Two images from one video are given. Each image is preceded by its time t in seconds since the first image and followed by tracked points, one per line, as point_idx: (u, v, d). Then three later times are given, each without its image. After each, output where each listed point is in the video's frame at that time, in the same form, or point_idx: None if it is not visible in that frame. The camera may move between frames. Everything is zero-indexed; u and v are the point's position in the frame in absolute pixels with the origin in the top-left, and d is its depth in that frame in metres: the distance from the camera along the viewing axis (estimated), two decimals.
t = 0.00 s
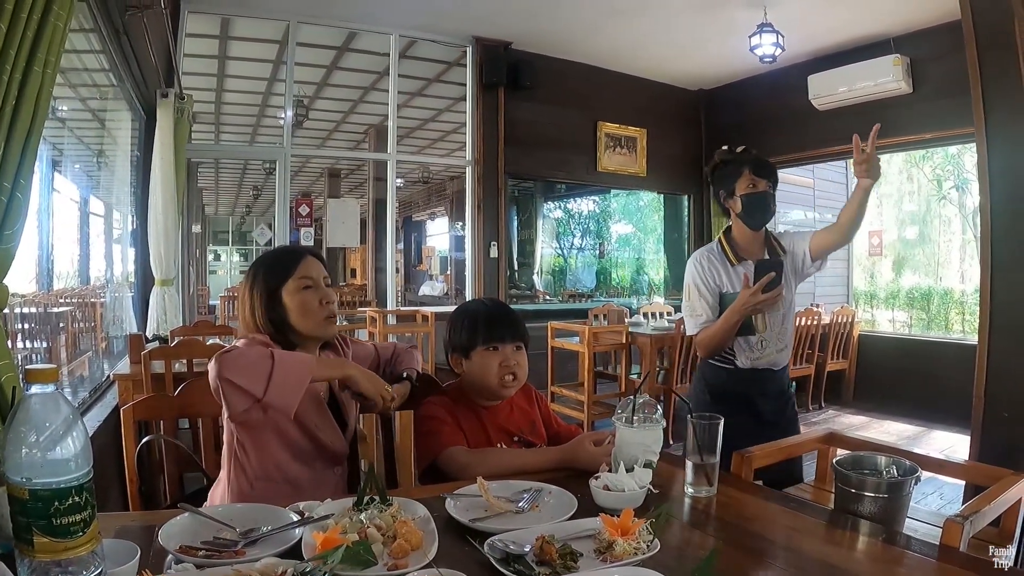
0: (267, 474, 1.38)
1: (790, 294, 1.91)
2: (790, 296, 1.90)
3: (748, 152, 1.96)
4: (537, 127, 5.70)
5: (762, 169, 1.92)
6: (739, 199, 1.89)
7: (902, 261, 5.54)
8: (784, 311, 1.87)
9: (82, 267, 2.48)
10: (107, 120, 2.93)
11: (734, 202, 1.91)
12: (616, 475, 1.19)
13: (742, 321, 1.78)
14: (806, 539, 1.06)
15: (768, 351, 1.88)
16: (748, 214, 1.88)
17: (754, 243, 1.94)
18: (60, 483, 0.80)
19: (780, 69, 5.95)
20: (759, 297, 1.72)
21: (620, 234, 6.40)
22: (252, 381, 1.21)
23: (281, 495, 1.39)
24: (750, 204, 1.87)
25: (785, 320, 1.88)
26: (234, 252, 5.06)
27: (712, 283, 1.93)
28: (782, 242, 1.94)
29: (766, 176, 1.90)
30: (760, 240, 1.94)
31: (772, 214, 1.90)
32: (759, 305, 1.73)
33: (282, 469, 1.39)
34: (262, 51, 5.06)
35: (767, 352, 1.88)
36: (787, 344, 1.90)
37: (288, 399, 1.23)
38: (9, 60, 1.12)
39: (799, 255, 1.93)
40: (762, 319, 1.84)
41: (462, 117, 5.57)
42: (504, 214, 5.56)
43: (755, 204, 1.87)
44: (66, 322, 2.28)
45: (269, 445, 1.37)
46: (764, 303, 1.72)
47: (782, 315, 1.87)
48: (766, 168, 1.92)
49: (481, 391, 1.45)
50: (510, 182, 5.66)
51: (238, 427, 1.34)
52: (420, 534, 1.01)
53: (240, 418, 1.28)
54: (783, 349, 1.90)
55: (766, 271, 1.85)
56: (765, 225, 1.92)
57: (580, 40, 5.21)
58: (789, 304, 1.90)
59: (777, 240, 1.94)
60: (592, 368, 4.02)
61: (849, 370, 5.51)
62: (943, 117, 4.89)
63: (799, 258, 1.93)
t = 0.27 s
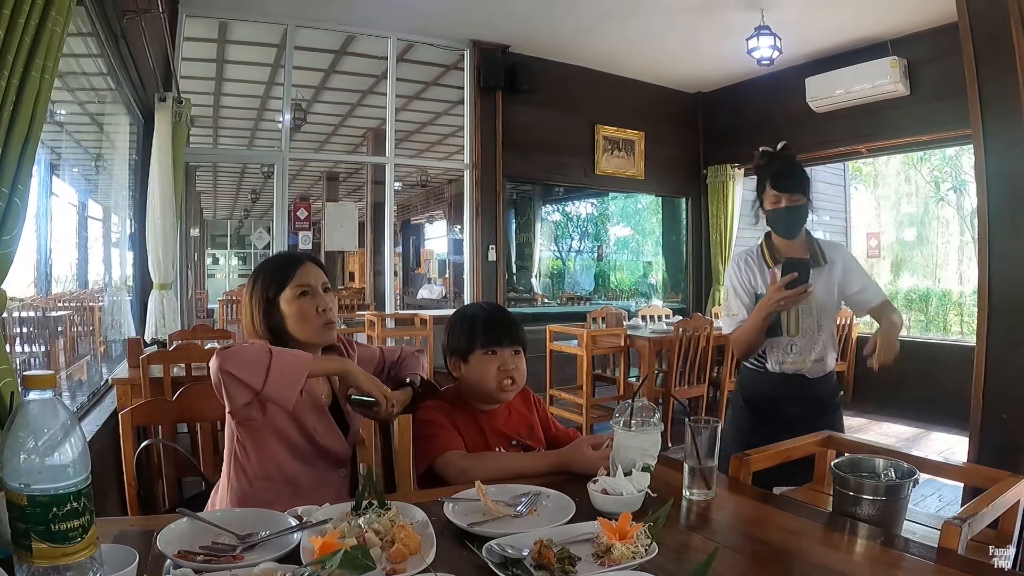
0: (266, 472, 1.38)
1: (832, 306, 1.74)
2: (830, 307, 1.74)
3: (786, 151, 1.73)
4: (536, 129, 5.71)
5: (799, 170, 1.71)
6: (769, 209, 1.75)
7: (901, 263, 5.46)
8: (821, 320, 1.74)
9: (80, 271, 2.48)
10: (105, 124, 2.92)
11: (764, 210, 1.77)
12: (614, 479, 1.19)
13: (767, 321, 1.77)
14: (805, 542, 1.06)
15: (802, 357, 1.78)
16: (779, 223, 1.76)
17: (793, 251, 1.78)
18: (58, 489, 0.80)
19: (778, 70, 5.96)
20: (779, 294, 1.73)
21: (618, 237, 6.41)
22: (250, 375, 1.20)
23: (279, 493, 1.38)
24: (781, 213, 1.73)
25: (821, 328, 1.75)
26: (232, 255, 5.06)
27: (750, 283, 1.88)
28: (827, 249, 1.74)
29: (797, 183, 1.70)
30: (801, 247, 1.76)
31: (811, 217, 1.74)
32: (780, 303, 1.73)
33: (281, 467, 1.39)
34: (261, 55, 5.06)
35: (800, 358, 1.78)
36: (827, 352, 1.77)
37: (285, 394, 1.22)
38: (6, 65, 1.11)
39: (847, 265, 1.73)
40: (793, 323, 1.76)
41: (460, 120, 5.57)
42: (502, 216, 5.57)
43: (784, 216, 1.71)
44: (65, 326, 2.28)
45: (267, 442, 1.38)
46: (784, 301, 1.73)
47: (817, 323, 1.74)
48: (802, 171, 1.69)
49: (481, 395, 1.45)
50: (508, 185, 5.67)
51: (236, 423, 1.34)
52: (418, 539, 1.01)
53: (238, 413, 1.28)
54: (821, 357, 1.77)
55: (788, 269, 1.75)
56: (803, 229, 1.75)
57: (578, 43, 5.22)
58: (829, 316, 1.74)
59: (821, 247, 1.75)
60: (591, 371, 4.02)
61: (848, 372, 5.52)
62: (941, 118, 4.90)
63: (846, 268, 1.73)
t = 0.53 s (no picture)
0: (261, 472, 1.38)
1: (857, 314, 1.88)
2: (856, 315, 1.88)
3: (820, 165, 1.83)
4: (534, 132, 5.71)
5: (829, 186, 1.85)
6: (797, 220, 1.91)
7: (899, 264, 5.49)
8: (847, 326, 1.88)
9: (79, 276, 2.48)
10: (104, 130, 2.93)
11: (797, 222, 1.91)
12: (613, 483, 1.20)
13: (786, 326, 1.96)
14: (803, 546, 1.06)
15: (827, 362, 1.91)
16: (805, 232, 1.92)
17: (825, 260, 1.93)
18: (57, 495, 0.79)
19: (776, 73, 5.97)
20: (786, 304, 1.93)
21: (617, 240, 6.41)
22: (240, 367, 1.22)
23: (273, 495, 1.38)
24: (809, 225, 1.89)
25: (848, 334, 1.89)
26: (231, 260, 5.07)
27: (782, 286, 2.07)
28: (859, 259, 1.88)
29: (819, 202, 1.84)
30: (832, 256, 1.91)
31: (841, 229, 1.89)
32: (791, 312, 1.93)
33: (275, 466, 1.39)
34: (259, 60, 5.06)
35: (827, 363, 1.91)
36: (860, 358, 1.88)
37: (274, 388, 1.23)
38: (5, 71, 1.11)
39: (874, 277, 1.86)
40: (816, 327, 1.93)
41: (459, 123, 5.58)
42: (501, 220, 5.57)
43: (810, 228, 1.87)
44: (64, 331, 2.28)
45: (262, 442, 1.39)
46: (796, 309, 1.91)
47: (843, 328, 1.89)
48: (832, 189, 1.83)
49: (479, 401, 1.45)
50: (506, 188, 5.67)
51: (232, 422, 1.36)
52: (417, 544, 1.01)
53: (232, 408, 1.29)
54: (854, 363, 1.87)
55: (788, 281, 1.95)
56: (833, 240, 1.89)
57: (576, 46, 5.22)
58: (855, 323, 1.88)
59: (852, 257, 1.88)
60: (591, 375, 4.02)
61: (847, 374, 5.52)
62: (939, 119, 4.90)
63: (873, 280, 1.87)
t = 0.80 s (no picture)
0: (257, 468, 1.39)
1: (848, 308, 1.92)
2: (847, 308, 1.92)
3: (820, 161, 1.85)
4: (533, 133, 5.71)
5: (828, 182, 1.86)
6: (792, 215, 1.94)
7: (898, 265, 5.49)
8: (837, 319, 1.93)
9: (78, 278, 2.48)
10: (103, 131, 2.93)
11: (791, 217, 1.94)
12: (612, 485, 1.20)
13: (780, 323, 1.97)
14: (802, 547, 1.06)
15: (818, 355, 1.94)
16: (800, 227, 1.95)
17: (819, 255, 1.97)
18: (56, 498, 0.79)
19: (775, 74, 5.97)
20: (778, 304, 1.93)
21: (616, 241, 6.41)
22: (234, 357, 1.27)
23: (268, 492, 1.38)
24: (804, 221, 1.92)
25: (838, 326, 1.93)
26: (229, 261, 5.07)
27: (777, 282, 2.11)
28: (851, 254, 1.91)
29: (812, 196, 1.86)
30: (825, 251, 1.94)
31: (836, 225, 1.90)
32: (782, 311, 1.94)
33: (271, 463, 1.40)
34: (258, 61, 5.07)
35: (818, 356, 1.93)
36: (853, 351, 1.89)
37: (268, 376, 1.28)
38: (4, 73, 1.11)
39: (867, 271, 1.89)
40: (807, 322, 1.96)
41: (457, 125, 5.59)
42: (499, 221, 5.57)
43: (803, 224, 1.90)
44: (63, 334, 2.28)
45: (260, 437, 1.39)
46: (788, 309, 1.91)
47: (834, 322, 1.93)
48: (828, 183, 1.85)
49: (477, 403, 1.45)
50: (505, 190, 5.67)
51: (228, 418, 1.38)
52: (415, 545, 1.01)
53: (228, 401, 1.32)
54: (846, 356, 1.89)
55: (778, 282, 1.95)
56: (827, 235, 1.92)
57: (575, 47, 5.22)
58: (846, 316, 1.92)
59: (844, 253, 1.92)
60: (590, 377, 4.02)
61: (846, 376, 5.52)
62: (938, 120, 4.91)
63: (866, 274, 1.90)
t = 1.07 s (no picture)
0: (253, 466, 1.39)
1: (823, 302, 1.98)
2: (823, 302, 1.98)
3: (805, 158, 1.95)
4: (532, 130, 5.71)
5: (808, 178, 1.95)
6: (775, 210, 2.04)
7: (898, 261, 5.50)
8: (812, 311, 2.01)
9: (77, 277, 2.48)
10: (101, 130, 2.92)
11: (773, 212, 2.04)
12: (611, 480, 1.20)
13: (761, 315, 2.08)
14: (802, 543, 1.05)
15: (797, 346, 2.01)
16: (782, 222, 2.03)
17: (800, 250, 2.04)
18: (54, 496, 0.79)
19: (774, 70, 5.97)
20: (755, 297, 2.07)
21: (615, 237, 6.41)
22: (231, 354, 1.24)
23: (265, 490, 1.38)
24: (784, 215, 2.00)
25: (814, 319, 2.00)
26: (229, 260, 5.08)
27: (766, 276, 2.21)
28: (829, 249, 1.96)
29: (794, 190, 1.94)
30: (805, 246, 2.01)
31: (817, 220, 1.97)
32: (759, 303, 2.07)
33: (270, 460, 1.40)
34: (257, 59, 5.06)
35: (797, 348, 2.01)
36: (828, 342, 1.96)
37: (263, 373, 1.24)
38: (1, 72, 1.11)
39: (842, 267, 1.94)
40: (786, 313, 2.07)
41: (456, 122, 5.59)
42: (499, 218, 5.56)
43: (783, 217, 1.99)
44: (63, 333, 2.28)
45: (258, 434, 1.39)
46: (763, 301, 2.04)
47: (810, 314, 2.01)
48: (809, 179, 1.94)
49: (476, 400, 1.45)
50: (504, 187, 5.66)
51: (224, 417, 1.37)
52: (415, 542, 1.01)
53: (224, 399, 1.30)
54: (821, 347, 1.96)
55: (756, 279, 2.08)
56: (807, 230, 1.99)
57: (574, 44, 5.22)
58: (821, 309, 1.99)
59: (823, 248, 1.97)
60: (590, 373, 4.02)
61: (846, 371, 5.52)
62: (937, 116, 4.90)
63: (842, 269, 1.94)
